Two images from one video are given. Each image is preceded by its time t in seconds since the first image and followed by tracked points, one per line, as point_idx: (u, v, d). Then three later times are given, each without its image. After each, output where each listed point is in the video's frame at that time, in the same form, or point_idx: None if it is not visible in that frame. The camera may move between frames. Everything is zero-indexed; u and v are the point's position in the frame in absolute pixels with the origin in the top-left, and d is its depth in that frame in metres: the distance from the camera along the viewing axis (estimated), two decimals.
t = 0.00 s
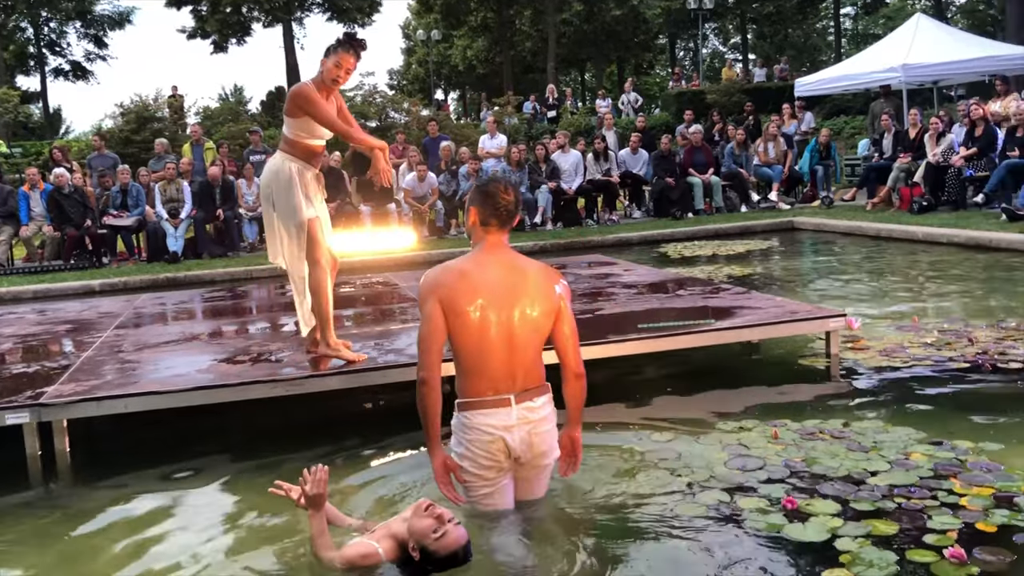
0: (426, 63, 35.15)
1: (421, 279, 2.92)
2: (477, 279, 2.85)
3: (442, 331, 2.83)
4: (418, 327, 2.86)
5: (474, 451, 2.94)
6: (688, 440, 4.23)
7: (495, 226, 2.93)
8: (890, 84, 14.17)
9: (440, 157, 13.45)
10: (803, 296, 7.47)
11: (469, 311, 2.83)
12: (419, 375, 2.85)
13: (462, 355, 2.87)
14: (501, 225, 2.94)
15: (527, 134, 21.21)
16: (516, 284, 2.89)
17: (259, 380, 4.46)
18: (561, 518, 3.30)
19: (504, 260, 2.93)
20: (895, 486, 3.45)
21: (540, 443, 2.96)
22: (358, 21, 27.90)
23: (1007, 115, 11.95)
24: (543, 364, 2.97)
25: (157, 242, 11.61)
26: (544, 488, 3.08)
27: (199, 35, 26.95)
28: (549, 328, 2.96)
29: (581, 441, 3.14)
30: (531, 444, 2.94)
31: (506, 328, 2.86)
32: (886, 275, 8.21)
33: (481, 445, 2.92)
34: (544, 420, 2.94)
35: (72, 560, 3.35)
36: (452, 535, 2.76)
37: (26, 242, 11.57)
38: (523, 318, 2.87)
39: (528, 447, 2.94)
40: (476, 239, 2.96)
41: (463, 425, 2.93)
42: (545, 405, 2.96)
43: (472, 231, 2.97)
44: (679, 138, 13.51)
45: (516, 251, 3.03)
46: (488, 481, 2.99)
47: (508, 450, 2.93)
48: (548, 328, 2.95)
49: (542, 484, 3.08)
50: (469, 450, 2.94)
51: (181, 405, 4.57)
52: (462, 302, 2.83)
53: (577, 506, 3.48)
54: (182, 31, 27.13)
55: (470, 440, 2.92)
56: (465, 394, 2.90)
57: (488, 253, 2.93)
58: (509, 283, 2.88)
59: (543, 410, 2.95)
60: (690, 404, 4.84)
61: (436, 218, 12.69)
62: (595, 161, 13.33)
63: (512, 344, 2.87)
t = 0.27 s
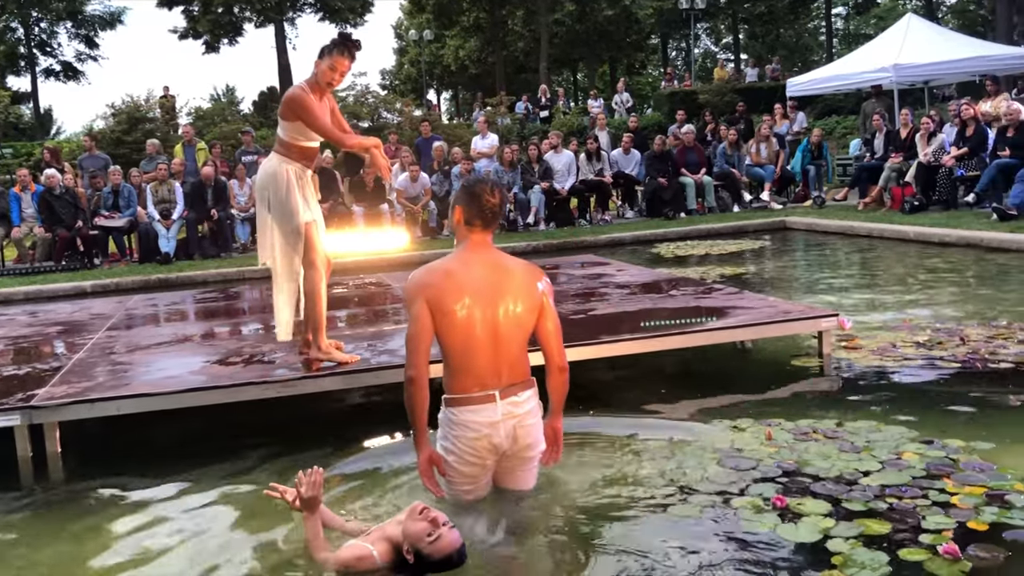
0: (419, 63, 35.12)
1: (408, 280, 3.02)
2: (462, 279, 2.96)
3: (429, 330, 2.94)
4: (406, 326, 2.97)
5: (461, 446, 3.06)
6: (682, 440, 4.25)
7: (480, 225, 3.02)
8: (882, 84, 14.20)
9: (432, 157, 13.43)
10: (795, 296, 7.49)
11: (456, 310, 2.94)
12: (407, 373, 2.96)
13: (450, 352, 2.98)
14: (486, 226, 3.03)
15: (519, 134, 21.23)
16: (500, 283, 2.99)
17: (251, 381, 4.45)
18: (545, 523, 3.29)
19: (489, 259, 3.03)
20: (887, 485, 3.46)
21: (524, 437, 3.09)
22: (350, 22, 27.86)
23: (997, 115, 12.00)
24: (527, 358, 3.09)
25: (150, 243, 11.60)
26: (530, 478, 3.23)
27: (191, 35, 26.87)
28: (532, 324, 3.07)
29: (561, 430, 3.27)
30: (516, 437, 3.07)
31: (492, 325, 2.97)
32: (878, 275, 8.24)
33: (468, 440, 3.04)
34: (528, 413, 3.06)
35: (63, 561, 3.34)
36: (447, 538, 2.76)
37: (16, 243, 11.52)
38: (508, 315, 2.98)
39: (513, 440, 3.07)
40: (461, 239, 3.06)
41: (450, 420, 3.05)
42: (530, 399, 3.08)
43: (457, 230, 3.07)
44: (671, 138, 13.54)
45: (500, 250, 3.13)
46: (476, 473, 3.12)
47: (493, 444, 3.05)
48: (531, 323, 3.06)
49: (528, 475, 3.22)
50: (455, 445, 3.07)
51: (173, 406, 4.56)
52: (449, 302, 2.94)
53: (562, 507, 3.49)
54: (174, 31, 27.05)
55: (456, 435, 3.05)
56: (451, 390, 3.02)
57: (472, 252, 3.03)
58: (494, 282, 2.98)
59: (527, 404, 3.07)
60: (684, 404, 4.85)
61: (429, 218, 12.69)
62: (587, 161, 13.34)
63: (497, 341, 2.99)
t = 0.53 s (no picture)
0: (411, 63, 35.08)
1: (397, 278, 3.04)
2: (450, 278, 2.98)
3: (417, 330, 2.98)
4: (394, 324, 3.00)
5: (446, 441, 3.13)
6: (674, 439, 4.25)
7: (466, 226, 3.04)
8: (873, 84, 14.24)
9: (425, 157, 13.41)
10: (787, 295, 7.51)
11: (444, 309, 2.98)
12: (396, 372, 3.01)
13: (437, 350, 3.02)
14: (472, 225, 3.05)
15: (512, 134, 21.23)
16: (487, 282, 3.02)
17: (242, 381, 4.44)
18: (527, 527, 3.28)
19: (477, 258, 3.05)
20: (878, 484, 3.47)
21: (508, 432, 3.16)
22: (343, 21, 27.81)
23: (988, 115, 12.04)
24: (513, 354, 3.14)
25: (141, 243, 11.55)
26: (514, 469, 3.33)
27: (182, 35, 26.79)
28: (518, 322, 3.11)
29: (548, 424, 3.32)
30: (500, 432, 3.13)
31: (478, 324, 3.01)
32: (869, 275, 8.26)
33: (453, 436, 3.11)
34: (513, 410, 3.12)
35: (53, 562, 3.33)
36: (441, 539, 2.75)
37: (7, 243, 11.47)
38: (494, 314, 3.02)
39: (497, 435, 3.13)
40: (448, 237, 3.08)
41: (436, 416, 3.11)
42: (515, 395, 3.14)
43: (444, 229, 3.08)
44: (663, 138, 13.56)
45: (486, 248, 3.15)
46: (460, 466, 3.20)
47: (478, 439, 3.12)
48: (517, 321, 3.10)
49: (513, 467, 3.33)
50: (440, 439, 3.13)
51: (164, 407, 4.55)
52: (437, 301, 2.97)
53: (544, 508, 3.46)
54: (166, 31, 26.97)
55: (442, 430, 3.11)
56: (438, 386, 3.07)
57: (460, 251, 3.05)
58: (482, 282, 3.01)
59: (512, 400, 3.13)
60: (676, 402, 4.85)
61: (422, 218, 12.65)
62: (580, 161, 13.35)
63: (484, 339, 3.03)
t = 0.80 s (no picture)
0: (401, 62, 35.01)
1: (377, 276, 3.02)
2: (429, 277, 2.96)
3: (395, 326, 2.95)
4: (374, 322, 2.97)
5: (424, 437, 3.07)
6: (662, 438, 4.25)
7: (446, 224, 3.01)
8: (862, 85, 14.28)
9: (415, 156, 13.40)
10: (776, 295, 7.52)
11: (423, 307, 2.95)
12: (375, 368, 2.98)
13: (417, 347, 2.99)
14: (453, 223, 3.02)
15: (502, 133, 21.22)
16: (467, 280, 2.99)
17: (230, 380, 4.42)
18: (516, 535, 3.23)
19: (457, 256, 3.02)
20: (866, 482, 3.48)
21: (488, 430, 3.10)
22: (333, 19, 27.73)
23: (976, 116, 12.09)
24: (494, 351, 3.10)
25: (129, 242, 11.47)
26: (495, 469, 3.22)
27: (171, 32, 26.67)
28: (498, 319, 3.07)
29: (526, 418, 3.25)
30: (479, 429, 3.08)
31: (458, 320, 2.98)
32: (858, 275, 8.28)
33: (431, 432, 3.05)
34: (493, 406, 3.07)
35: (38, 562, 3.31)
36: (431, 539, 2.74)
37: None
38: (474, 311, 2.99)
39: (476, 431, 3.08)
40: (429, 235, 3.05)
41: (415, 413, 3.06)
42: (494, 391, 3.09)
43: (424, 228, 3.06)
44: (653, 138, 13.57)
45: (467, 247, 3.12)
46: (437, 463, 3.14)
47: (456, 436, 3.06)
48: (497, 317, 3.06)
49: (497, 463, 3.20)
50: (418, 435, 3.08)
51: (151, 406, 4.53)
52: (416, 299, 2.94)
53: (524, 513, 3.42)
54: (155, 28, 26.84)
55: (420, 427, 3.06)
56: (417, 383, 3.03)
57: (440, 249, 3.02)
58: (461, 279, 2.98)
59: (492, 396, 3.07)
60: (664, 402, 4.86)
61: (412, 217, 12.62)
62: (570, 161, 13.36)
63: (464, 336, 2.99)
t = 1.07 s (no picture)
0: (391, 59, 34.92)
1: (351, 271, 3.03)
2: (401, 270, 2.96)
3: (367, 318, 2.94)
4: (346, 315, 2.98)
5: (394, 428, 3.06)
6: (649, 436, 4.26)
7: (417, 218, 3.01)
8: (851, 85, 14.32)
9: (404, 153, 13.38)
10: (763, 294, 7.55)
11: (394, 299, 2.95)
12: (347, 360, 2.98)
13: (387, 339, 2.98)
14: (425, 218, 3.03)
15: (492, 130, 21.23)
16: (438, 272, 2.98)
17: (217, 376, 4.41)
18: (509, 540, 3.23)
19: (429, 249, 3.02)
20: (852, 480, 3.50)
21: (459, 422, 3.07)
22: (323, 15, 27.65)
23: (963, 117, 12.16)
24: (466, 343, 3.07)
25: (116, 237, 11.38)
26: (470, 462, 3.17)
27: (160, 27, 26.51)
28: (470, 311, 3.06)
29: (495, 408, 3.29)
30: (448, 420, 3.05)
31: (429, 313, 2.97)
32: (845, 274, 8.32)
33: (400, 423, 3.04)
34: (463, 398, 3.04)
35: (24, 558, 3.30)
36: (420, 536, 2.72)
37: None
38: (446, 304, 2.98)
39: (445, 422, 3.05)
40: (401, 230, 3.06)
41: (387, 406, 3.05)
42: (465, 383, 3.06)
43: (396, 223, 3.06)
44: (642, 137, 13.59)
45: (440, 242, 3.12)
46: (406, 455, 3.12)
47: (425, 427, 3.04)
48: (468, 310, 3.04)
49: (469, 457, 3.15)
50: (389, 427, 3.07)
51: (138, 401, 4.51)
52: (387, 291, 2.94)
53: (511, 518, 3.42)
54: (143, 23, 26.69)
55: (391, 418, 3.05)
56: (388, 376, 3.03)
57: (412, 243, 3.03)
58: (432, 272, 2.97)
59: (462, 388, 3.05)
60: (652, 399, 4.87)
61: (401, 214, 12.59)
62: (559, 159, 13.30)
63: (435, 328, 2.98)
